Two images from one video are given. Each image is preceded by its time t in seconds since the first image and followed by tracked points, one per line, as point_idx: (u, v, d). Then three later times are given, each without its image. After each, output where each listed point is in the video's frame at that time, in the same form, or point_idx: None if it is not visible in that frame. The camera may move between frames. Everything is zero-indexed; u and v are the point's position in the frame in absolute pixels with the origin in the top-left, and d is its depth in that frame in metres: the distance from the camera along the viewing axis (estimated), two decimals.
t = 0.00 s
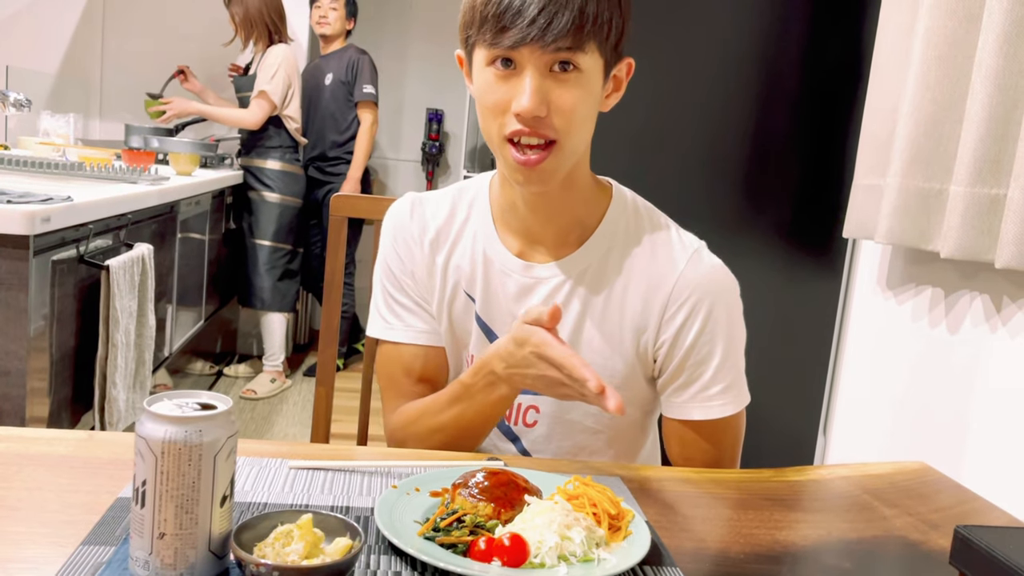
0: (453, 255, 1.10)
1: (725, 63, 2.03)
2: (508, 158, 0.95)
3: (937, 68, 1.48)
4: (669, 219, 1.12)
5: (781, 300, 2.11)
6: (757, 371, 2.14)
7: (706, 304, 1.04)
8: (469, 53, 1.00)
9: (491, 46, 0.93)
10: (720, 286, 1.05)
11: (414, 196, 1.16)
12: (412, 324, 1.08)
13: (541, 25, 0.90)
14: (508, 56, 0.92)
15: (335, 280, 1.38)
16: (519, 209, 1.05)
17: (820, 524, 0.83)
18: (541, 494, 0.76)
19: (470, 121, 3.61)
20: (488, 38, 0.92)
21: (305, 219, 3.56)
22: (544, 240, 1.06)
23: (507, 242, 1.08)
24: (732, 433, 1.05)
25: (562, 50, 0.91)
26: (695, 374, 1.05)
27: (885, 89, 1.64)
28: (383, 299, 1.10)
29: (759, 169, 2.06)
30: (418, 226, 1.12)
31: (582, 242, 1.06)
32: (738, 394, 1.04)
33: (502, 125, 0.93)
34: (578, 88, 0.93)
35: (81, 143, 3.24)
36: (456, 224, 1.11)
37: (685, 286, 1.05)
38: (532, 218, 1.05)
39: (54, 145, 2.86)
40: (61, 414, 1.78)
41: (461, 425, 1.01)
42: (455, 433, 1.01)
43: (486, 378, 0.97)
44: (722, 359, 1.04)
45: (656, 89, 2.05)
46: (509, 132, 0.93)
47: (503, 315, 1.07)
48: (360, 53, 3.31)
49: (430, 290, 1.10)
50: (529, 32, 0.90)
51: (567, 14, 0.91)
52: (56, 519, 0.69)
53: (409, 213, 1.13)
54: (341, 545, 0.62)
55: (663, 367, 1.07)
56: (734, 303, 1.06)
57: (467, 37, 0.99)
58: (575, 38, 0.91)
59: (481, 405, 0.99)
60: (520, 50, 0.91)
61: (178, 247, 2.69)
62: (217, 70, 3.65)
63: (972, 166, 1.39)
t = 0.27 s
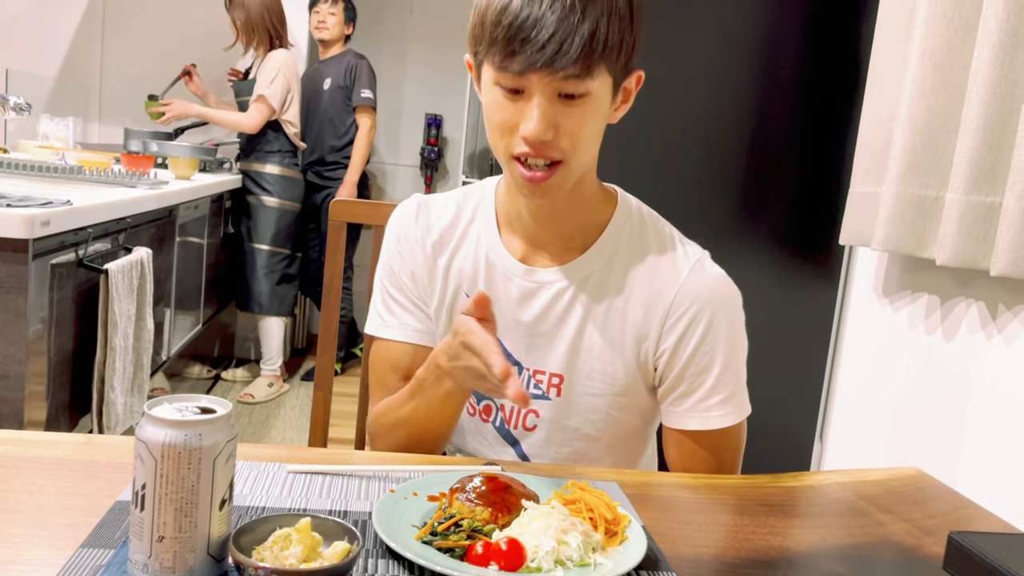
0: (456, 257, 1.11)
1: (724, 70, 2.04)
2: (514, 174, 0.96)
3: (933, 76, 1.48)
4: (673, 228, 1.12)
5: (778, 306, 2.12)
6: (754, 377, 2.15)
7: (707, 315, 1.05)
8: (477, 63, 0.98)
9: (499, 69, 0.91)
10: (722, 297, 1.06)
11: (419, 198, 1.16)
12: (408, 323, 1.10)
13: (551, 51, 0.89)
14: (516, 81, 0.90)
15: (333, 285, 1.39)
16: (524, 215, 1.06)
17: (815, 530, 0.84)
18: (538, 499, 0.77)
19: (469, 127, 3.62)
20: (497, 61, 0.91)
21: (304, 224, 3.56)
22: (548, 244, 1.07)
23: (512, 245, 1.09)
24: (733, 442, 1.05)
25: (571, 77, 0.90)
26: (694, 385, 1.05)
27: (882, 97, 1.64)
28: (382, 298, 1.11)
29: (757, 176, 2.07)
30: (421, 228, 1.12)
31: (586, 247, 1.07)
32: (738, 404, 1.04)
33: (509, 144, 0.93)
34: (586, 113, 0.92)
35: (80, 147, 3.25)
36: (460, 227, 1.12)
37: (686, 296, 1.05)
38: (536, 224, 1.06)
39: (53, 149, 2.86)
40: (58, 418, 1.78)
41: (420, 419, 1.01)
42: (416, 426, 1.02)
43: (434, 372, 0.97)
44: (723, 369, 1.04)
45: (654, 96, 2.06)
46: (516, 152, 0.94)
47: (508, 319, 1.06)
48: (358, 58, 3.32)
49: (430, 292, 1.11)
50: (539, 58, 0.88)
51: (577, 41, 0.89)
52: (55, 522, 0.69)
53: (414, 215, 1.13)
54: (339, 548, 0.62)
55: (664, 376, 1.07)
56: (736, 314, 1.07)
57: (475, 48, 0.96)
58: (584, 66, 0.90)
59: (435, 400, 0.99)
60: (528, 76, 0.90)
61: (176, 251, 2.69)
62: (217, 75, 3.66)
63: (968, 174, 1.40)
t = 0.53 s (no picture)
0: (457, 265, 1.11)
1: (723, 78, 2.05)
2: (517, 192, 0.97)
3: (932, 84, 1.49)
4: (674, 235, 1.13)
5: (777, 312, 2.12)
6: (753, 383, 2.15)
7: (709, 323, 1.06)
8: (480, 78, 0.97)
9: (503, 92, 0.90)
10: (724, 306, 1.07)
11: (422, 204, 1.17)
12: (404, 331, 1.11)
13: (555, 77, 0.88)
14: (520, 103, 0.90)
15: (333, 290, 1.39)
16: (528, 223, 1.06)
17: (814, 537, 0.84)
18: (537, 505, 0.77)
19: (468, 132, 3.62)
20: (500, 84, 0.90)
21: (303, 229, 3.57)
22: (551, 252, 1.08)
23: (515, 253, 1.09)
24: (734, 449, 1.06)
25: (575, 102, 0.90)
26: (696, 392, 1.06)
27: (880, 104, 1.65)
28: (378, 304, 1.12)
29: (756, 183, 2.07)
30: (423, 236, 1.13)
31: (589, 255, 1.08)
32: (740, 412, 1.05)
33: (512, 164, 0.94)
34: (589, 136, 0.93)
35: (81, 151, 3.25)
36: (461, 235, 1.12)
37: (689, 305, 1.06)
38: (540, 232, 1.06)
39: (54, 153, 2.87)
40: (58, 422, 1.79)
41: (392, 416, 1.04)
42: (391, 425, 1.04)
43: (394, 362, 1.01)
44: (725, 377, 1.05)
45: (653, 103, 2.07)
46: (519, 172, 0.94)
47: (508, 327, 1.07)
48: (355, 62, 3.34)
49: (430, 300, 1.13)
50: (542, 84, 0.88)
51: (581, 65, 0.89)
52: (56, 526, 0.69)
53: (416, 223, 1.14)
54: (340, 554, 0.62)
55: (665, 383, 1.08)
56: (738, 323, 1.07)
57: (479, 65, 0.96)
58: (588, 91, 0.90)
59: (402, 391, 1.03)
60: (532, 100, 0.90)
61: (176, 255, 2.70)
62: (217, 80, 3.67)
63: (966, 182, 1.40)
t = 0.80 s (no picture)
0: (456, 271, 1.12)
1: (724, 82, 2.05)
2: (518, 200, 0.97)
3: (935, 87, 1.49)
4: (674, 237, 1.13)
5: (779, 316, 2.12)
6: (755, 386, 2.15)
7: (709, 324, 1.05)
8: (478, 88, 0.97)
9: (501, 100, 0.90)
10: (726, 308, 1.06)
11: (421, 211, 1.17)
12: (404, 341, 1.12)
13: (553, 85, 0.88)
14: (518, 113, 0.90)
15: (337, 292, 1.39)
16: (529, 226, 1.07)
17: (818, 539, 0.84)
18: (542, 505, 0.77)
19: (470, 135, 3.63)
20: (499, 93, 0.90)
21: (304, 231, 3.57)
22: (552, 255, 1.08)
23: (515, 256, 1.09)
24: (736, 450, 1.05)
25: (573, 109, 0.90)
26: (697, 394, 1.05)
27: (883, 108, 1.65)
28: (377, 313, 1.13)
29: (758, 187, 2.07)
30: (422, 243, 1.13)
31: (589, 257, 1.08)
32: (742, 413, 1.05)
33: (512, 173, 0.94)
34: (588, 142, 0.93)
35: (83, 153, 3.26)
36: (460, 240, 1.12)
37: (690, 306, 1.06)
38: (540, 235, 1.06)
39: (56, 155, 2.87)
40: (60, 423, 1.79)
41: (391, 413, 1.05)
42: (390, 423, 1.06)
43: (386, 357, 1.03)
44: (726, 378, 1.04)
45: (655, 106, 2.07)
46: (519, 180, 0.94)
47: (509, 331, 1.07)
48: (353, 64, 3.33)
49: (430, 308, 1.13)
50: (541, 92, 0.88)
51: (579, 72, 0.89)
52: (61, 525, 0.69)
53: (414, 230, 1.14)
54: (345, 553, 0.62)
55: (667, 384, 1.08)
56: (739, 324, 1.07)
57: (476, 73, 0.96)
58: (586, 97, 0.90)
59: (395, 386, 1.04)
60: (531, 109, 0.89)
61: (178, 257, 2.70)
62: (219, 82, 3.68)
63: (970, 185, 1.40)
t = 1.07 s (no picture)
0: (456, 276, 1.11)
1: (726, 85, 2.06)
2: (516, 218, 0.97)
3: (939, 89, 1.49)
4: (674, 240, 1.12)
5: (782, 318, 2.12)
6: (757, 388, 2.15)
7: (707, 327, 1.04)
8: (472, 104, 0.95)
9: (495, 122, 0.89)
10: (724, 309, 1.05)
11: (418, 217, 1.16)
12: (406, 348, 1.12)
13: (548, 106, 0.87)
14: (513, 135, 0.89)
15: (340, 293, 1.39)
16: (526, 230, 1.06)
17: (822, 540, 0.84)
18: (547, 505, 0.77)
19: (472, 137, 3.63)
20: (493, 115, 0.89)
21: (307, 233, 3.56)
22: (550, 259, 1.07)
23: (513, 260, 1.09)
24: (737, 451, 1.05)
25: (569, 130, 0.88)
26: (696, 396, 1.04)
27: (887, 110, 1.65)
28: (380, 320, 1.12)
29: (760, 189, 2.07)
30: (420, 249, 1.12)
31: (586, 261, 1.07)
32: (742, 414, 1.03)
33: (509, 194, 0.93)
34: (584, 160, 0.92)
35: (85, 154, 3.26)
36: (459, 245, 1.11)
37: (688, 307, 1.05)
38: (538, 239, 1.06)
39: (59, 156, 2.87)
40: (62, 424, 1.79)
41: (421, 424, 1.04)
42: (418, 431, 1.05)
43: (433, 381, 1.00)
44: (725, 380, 1.03)
45: (658, 108, 2.07)
46: (516, 200, 0.94)
47: (509, 335, 1.07)
48: (346, 63, 3.34)
49: (430, 314, 1.12)
50: (536, 114, 0.87)
51: (574, 91, 0.87)
52: (65, 524, 0.69)
53: (413, 235, 1.13)
54: (350, 553, 0.62)
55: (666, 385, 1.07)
56: (738, 326, 1.06)
57: (470, 91, 0.94)
58: (582, 117, 0.88)
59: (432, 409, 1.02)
60: (526, 131, 0.88)
61: (180, 258, 2.70)
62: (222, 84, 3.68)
63: (974, 187, 1.40)
